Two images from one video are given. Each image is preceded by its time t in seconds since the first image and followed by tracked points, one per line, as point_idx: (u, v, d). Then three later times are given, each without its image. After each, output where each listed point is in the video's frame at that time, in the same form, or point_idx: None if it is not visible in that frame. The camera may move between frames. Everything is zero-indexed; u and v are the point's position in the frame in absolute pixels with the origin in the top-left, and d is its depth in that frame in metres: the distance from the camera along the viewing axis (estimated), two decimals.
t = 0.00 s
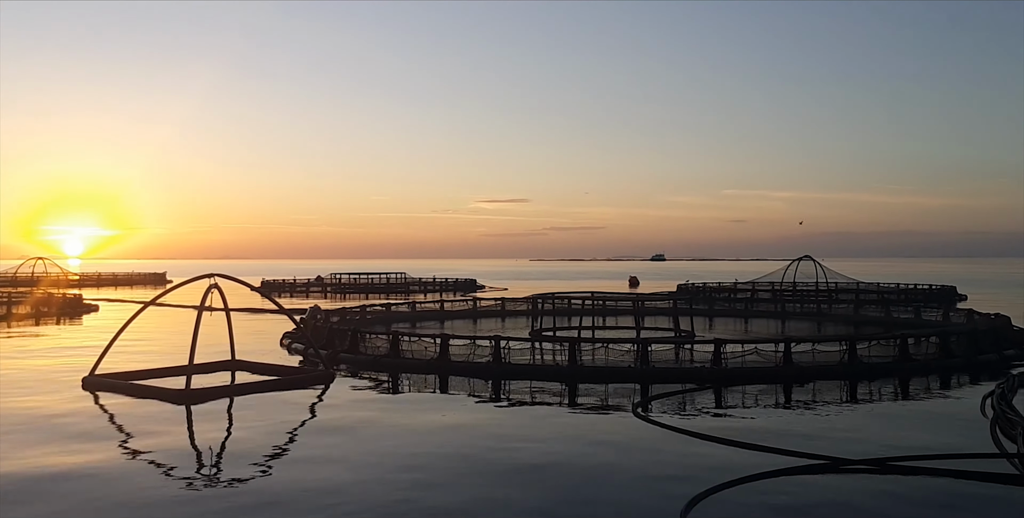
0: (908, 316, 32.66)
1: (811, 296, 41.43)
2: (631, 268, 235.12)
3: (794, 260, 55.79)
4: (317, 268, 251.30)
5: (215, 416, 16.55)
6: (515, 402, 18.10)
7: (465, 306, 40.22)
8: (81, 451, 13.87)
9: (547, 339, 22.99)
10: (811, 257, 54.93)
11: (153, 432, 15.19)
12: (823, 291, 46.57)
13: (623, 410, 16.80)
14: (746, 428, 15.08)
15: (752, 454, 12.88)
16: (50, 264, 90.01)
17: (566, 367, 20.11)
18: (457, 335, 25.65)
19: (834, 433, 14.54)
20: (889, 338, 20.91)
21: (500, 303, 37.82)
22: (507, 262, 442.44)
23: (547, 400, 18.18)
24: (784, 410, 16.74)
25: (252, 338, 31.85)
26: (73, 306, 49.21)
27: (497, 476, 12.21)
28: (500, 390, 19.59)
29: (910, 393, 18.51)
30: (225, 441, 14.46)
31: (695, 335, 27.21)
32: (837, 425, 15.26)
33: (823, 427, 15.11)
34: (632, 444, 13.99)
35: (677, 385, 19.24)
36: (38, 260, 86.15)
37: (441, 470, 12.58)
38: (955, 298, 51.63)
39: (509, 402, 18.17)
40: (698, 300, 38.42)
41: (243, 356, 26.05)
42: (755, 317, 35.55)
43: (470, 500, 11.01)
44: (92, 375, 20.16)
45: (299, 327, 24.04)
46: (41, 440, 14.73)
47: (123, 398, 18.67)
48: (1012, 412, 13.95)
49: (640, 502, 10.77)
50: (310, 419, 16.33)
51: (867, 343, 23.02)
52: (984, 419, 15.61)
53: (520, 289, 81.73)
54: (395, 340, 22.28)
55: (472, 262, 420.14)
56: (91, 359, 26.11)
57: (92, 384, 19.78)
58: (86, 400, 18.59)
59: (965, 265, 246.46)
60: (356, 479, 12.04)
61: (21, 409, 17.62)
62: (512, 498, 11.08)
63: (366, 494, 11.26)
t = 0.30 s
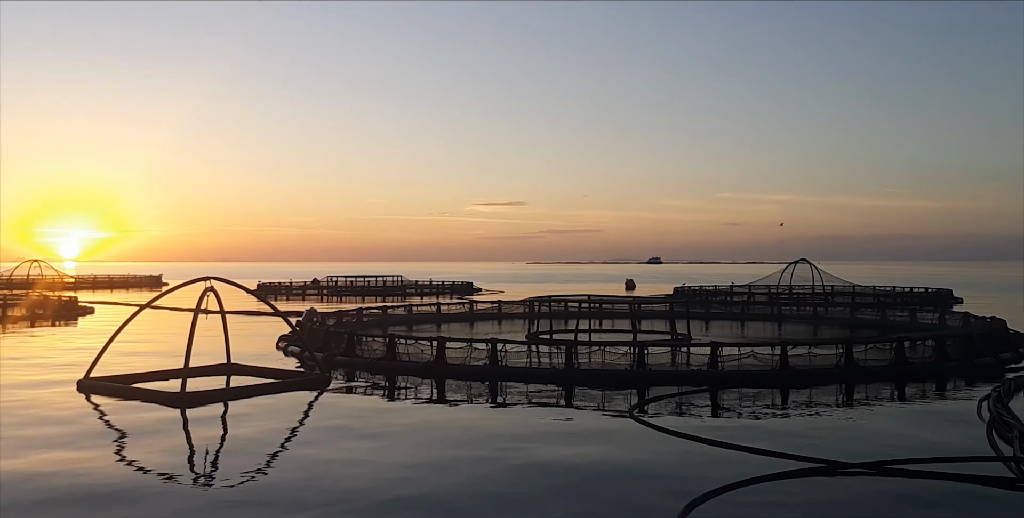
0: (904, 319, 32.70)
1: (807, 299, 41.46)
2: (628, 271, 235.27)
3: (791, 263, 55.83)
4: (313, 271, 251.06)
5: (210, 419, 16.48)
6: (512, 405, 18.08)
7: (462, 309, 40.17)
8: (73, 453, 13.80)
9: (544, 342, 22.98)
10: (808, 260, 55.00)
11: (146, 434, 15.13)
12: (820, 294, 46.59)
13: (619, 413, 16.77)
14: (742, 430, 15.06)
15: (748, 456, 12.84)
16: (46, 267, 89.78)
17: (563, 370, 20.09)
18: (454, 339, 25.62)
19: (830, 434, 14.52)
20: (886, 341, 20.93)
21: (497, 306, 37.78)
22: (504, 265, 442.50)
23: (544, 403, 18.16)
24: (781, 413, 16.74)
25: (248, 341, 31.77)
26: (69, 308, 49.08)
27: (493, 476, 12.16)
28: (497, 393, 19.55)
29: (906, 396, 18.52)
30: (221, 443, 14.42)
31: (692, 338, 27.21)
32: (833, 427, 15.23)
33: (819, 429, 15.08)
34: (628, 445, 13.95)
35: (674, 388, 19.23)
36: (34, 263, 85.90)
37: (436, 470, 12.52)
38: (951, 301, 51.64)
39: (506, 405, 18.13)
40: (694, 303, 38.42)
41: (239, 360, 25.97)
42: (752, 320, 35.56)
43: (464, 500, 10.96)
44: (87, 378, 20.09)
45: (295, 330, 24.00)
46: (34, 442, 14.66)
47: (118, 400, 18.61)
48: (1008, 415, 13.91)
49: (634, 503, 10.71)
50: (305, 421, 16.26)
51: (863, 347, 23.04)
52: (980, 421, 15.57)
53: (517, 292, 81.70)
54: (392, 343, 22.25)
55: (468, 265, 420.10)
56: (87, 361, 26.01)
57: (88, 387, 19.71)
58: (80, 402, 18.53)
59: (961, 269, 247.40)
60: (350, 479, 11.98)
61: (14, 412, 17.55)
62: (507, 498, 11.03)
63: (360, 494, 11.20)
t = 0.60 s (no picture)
0: (895, 324, 32.79)
1: (798, 305, 41.53)
2: (620, 276, 235.44)
3: (782, 269, 55.94)
4: (305, 275, 250.46)
5: (200, 424, 16.38)
6: (504, 409, 18.05)
7: (454, 313, 40.09)
8: (62, 458, 13.69)
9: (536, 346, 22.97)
10: (799, 265, 55.10)
11: (136, 439, 15.03)
12: (811, 299, 46.67)
13: (612, 417, 16.73)
14: (734, 433, 15.07)
15: (741, 460, 12.81)
16: (36, 271, 89.36)
17: (555, 375, 20.08)
18: (446, 344, 25.58)
19: (823, 439, 14.53)
20: (877, 347, 20.99)
21: (489, 311, 37.74)
22: (496, 270, 442.32)
23: (536, 408, 18.13)
24: (772, 417, 16.76)
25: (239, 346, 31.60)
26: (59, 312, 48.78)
27: (485, 479, 12.09)
28: (490, 397, 19.52)
29: (897, 402, 18.58)
30: (214, 447, 14.35)
31: (684, 343, 27.22)
32: (825, 431, 15.24)
33: (810, 433, 15.07)
34: (621, 449, 13.91)
35: (666, 393, 19.23)
36: (23, 267, 85.50)
37: (428, 473, 12.46)
38: (942, 308, 51.81)
39: (498, 409, 18.10)
40: (687, 309, 38.46)
41: (230, 364, 25.84)
42: (744, 325, 35.61)
43: (456, 504, 10.89)
44: (77, 382, 19.96)
45: (287, 335, 23.92)
46: (22, 446, 14.54)
47: (108, 405, 18.50)
48: (999, 420, 13.93)
49: (627, 507, 10.67)
50: (297, 425, 16.19)
51: (854, 352, 23.10)
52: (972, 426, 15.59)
53: (510, 297, 81.76)
54: (384, 348, 22.19)
55: (461, 270, 419.77)
56: (76, 365, 25.83)
57: (77, 391, 19.58)
58: (70, 406, 18.40)
59: (951, 274, 248.56)
60: (342, 482, 11.88)
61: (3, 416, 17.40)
62: (499, 501, 10.98)
63: (351, 498, 11.13)
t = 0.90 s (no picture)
0: (878, 330, 33.00)
1: (782, 311, 41.71)
2: (605, 282, 236.02)
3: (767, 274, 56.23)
4: (290, 281, 249.51)
5: (184, 430, 16.20)
6: (490, 415, 18.00)
7: (439, 319, 39.97)
8: (43, 464, 13.51)
9: (522, 352, 22.94)
10: (783, 271, 55.36)
11: (118, 444, 14.87)
12: (795, 306, 46.86)
13: (597, 423, 16.71)
14: (720, 439, 15.07)
15: (725, 466, 12.81)
16: (17, 276, 88.45)
17: (540, 381, 20.05)
18: (431, 349, 25.49)
19: (808, 446, 14.56)
20: (861, 353, 21.11)
21: (475, 317, 37.69)
22: (481, 275, 441.98)
23: (522, 413, 18.10)
24: (757, 423, 16.79)
25: (223, 352, 31.34)
26: (41, 318, 48.24)
27: (469, 485, 12.02)
28: (475, 403, 19.47)
29: (880, 408, 18.68)
30: (198, 453, 14.19)
31: (669, 349, 27.26)
32: (811, 438, 15.26)
33: (795, 439, 15.10)
34: (606, 454, 13.87)
35: (652, 399, 19.24)
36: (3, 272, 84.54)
37: (412, 478, 12.35)
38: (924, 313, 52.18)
39: (484, 415, 18.05)
40: (671, 315, 38.53)
41: (214, 370, 25.65)
42: (728, 331, 35.71)
43: (439, 507, 10.79)
44: (59, 389, 19.72)
45: (272, 341, 23.77)
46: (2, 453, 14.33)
47: (91, 411, 18.32)
48: (982, 426, 14.01)
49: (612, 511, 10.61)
50: (283, 432, 16.04)
51: (838, 358, 23.21)
52: (953, 432, 15.68)
53: (495, 303, 81.71)
54: (369, 354, 22.09)
55: (446, 276, 419.08)
56: (57, 371, 25.52)
57: (59, 398, 19.34)
58: (51, 413, 18.20)
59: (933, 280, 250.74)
60: (327, 489, 11.76)
61: None
62: (486, 506, 10.88)
63: (335, 503, 11.03)
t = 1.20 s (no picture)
0: (862, 338, 33.19)
1: (767, 318, 41.85)
2: (591, 289, 236.40)
3: (752, 281, 56.46)
4: (275, 288, 248.07)
5: (167, 438, 16.04)
6: (476, 422, 17.93)
7: (425, 326, 39.85)
8: (23, 472, 13.32)
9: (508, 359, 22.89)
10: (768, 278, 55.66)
11: (100, 453, 14.69)
12: (780, 312, 47.05)
13: (583, 430, 16.67)
14: (706, 446, 15.06)
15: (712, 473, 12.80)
16: None
17: (526, 388, 20.00)
18: (417, 357, 25.39)
19: (793, 453, 14.59)
20: (845, 360, 21.22)
21: (461, 324, 37.61)
22: (468, 282, 441.73)
23: (508, 420, 18.04)
24: (743, 429, 16.80)
25: (207, 360, 31.11)
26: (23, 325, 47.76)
27: (454, 494, 11.95)
28: (461, 410, 19.39)
29: (865, 415, 18.74)
30: (181, 461, 14.06)
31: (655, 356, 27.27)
32: (795, 445, 15.28)
33: (781, 446, 15.11)
34: (592, 462, 13.84)
35: (638, 406, 19.23)
36: None
37: (397, 488, 12.27)
38: (908, 320, 52.52)
39: (469, 421, 17.97)
40: (657, 322, 38.60)
41: (198, 378, 25.44)
42: (714, 338, 35.78)
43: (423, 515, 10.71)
44: (41, 397, 19.49)
45: (256, 349, 23.61)
46: None
47: (73, 419, 18.11)
48: (965, 433, 14.07)
49: None
50: (267, 440, 15.91)
51: (823, 365, 23.28)
52: (937, 439, 15.76)
53: (481, 310, 81.60)
54: (355, 362, 21.97)
55: (432, 282, 418.57)
56: (39, 379, 25.26)
57: (41, 406, 19.12)
58: (32, 421, 17.97)
59: (916, 287, 252.60)
60: (310, 498, 11.67)
61: None
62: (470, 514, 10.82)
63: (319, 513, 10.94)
